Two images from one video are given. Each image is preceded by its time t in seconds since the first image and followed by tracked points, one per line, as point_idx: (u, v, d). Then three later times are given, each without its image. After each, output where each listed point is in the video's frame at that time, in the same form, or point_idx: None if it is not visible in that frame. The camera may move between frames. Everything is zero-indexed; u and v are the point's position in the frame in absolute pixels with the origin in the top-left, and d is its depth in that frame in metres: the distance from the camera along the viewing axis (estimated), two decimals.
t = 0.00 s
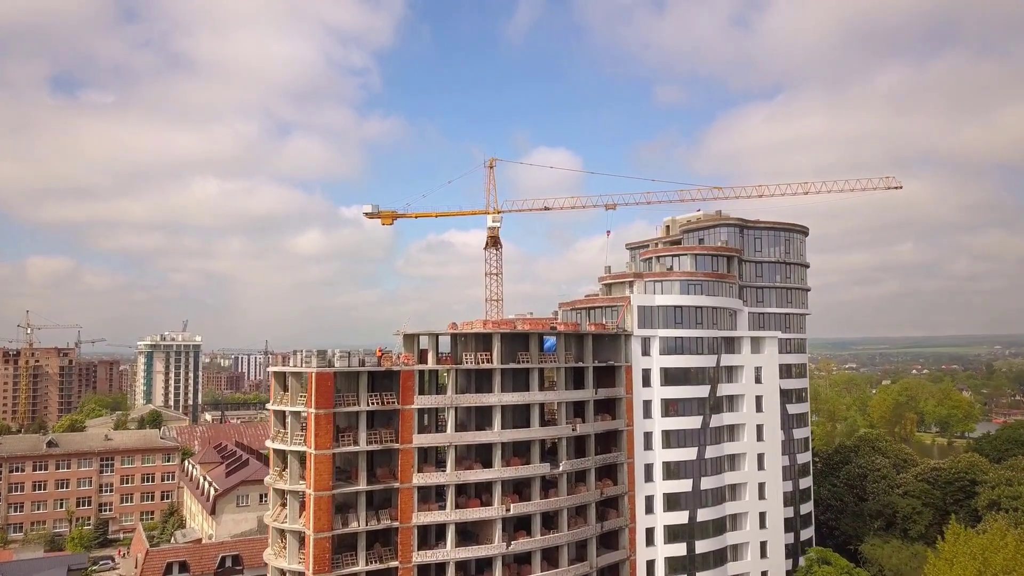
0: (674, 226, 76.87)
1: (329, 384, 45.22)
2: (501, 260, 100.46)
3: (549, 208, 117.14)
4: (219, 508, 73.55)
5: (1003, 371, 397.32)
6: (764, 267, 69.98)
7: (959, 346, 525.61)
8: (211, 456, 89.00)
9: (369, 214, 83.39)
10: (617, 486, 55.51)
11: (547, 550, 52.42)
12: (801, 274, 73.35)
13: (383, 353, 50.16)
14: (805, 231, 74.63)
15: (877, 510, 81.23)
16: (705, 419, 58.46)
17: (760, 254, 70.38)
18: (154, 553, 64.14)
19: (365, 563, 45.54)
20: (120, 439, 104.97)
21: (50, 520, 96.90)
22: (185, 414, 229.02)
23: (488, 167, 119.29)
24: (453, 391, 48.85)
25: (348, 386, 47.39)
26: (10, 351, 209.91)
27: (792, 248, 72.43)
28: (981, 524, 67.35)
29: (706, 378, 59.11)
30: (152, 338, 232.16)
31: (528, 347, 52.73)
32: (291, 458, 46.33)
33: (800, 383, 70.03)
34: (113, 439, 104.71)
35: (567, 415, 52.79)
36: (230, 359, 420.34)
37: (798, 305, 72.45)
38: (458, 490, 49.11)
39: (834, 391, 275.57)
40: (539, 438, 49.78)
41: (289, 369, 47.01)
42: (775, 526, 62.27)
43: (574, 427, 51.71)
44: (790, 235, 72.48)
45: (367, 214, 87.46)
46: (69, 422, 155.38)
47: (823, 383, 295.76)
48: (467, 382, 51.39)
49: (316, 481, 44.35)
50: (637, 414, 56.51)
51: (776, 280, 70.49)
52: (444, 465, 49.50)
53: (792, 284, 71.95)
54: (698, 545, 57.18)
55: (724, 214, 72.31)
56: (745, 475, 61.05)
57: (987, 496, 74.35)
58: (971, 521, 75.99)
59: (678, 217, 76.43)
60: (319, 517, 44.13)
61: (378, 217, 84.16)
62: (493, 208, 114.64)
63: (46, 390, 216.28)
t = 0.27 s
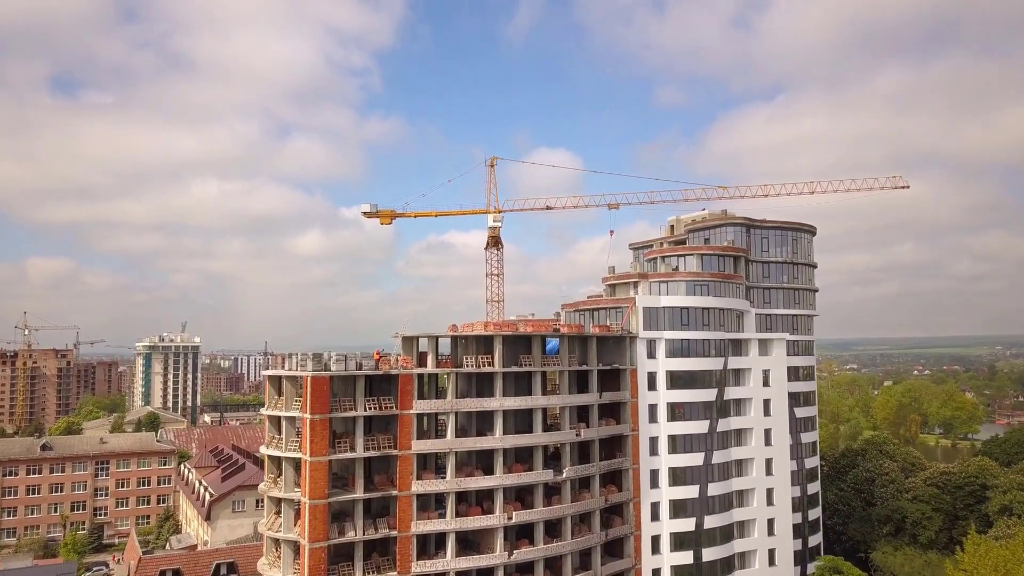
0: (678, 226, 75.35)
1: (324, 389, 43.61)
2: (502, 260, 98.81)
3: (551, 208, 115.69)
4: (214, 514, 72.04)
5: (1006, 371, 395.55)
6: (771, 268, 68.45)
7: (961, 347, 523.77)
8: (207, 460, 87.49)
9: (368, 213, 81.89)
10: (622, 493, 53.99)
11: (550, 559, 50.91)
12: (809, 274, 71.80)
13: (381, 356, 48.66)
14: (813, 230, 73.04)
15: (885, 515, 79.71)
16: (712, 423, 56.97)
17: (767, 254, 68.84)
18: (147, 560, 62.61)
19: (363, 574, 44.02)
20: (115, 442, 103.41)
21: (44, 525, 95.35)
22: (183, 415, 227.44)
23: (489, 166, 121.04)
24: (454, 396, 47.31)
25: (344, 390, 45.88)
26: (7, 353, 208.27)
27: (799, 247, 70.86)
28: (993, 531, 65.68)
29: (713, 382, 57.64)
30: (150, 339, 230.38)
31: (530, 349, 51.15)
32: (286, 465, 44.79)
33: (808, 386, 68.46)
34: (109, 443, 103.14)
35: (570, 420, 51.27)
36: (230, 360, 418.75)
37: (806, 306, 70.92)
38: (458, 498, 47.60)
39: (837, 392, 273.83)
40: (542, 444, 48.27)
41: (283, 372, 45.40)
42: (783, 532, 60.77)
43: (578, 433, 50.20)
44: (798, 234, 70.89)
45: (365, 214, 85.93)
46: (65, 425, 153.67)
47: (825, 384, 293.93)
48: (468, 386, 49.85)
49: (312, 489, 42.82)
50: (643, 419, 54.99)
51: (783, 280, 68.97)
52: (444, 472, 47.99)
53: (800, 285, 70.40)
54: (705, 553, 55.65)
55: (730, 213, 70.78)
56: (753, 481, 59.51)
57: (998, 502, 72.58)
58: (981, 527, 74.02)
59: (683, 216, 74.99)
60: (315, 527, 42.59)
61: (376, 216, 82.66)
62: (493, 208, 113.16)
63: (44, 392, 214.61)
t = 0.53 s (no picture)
0: (683, 226, 73.77)
1: (320, 395, 42.09)
2: (503, 260, 97.28)
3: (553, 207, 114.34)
4: (209, 520, 70.47)
5: (1008, 372, 393.74)
6: (778, 268, 66.86)
7: (963, 348, 521.90)
8: (202, 464, 85.91)
9: (366, 212, 80.31)
10: (628, 500, 52.39)
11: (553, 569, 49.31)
12: (817, 275, 70.23)
13: (379, 359, 47.10)
14: (821, 229, 71.47)
15: (894, 520, 78.11)
16: (719, 428, 55.39)
17: (774, 254, 67.28)
18: (139, 568, 61.00)
19: None
20: (110, 445, 101.91)
21: (37, 530, 93.84)
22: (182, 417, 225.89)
23: (488, 165, 122.48)
24: (453, 400, 45.70)
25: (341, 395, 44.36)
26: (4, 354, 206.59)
27: (807, 247, 69.29)
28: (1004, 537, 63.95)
29: (721, 385, 56.05)
30: (148, 340, 228.65)
31: (533, 352, 49.56)
32: (280, 472, 43.23)
33: (816, 389, 66.83)
34: (104, 446, 101.62)
35: (574, 425, 49.70)
36: (229, 361, 417.28)
37: (814, 307, 69.35)
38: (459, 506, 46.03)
39: (839, 393, 271.96)
40: (544, 450, 46.71)
41: (278, 377, 43.95)
42: (792, 540, 59.18)
43: (582, 439, 48.63)
44: (806, 234, 69.33)
45: (363, 213, 84.35)
46: (61, 427, 152.03)
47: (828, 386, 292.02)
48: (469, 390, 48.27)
49: (306, 497, 41.21)
50: (649, 424, 53.40)
51: (790, 281, 67.38)
52: (443, 479, 46.40)
53: (807, 285, 68.84)
54: (712, 562, 54.05)
55: (737, 213, 69.20)
56: (761, 487, 57.90)
57: (1010, 507, 70.74)
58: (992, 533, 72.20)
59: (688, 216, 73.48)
60: (309, 537, 41.02)
61: (374, 216, 81.07)
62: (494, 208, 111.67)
63: (42, 394, 213.00)
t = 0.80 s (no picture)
0: (687, 226, 72.40)
1: (315, 399, 40.71)
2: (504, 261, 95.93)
3: (554, 207, 113.04)
4: (204, 526, 69.07)
5: (1011, 373, 392.14)
6: (785, 269, 65.49)
7: (965, 348, 520.29)
8: (198, 468, 84.55)
9: (364, 211, 78.99)
10: (632, 507, 51.03)
11: None
12: (824, 275, 68.84)
13: (376, 363, 45.69)
14: (828, 229, 70.08)
15: (902, 525, 76.51)
16: (726, 433, 54.05)
17: (781, 254, 65.89)
18: None
19: None
20: (106, 448, 100.51)
21: (31, 535, 92.48)
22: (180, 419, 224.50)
23: (489, 165, 121.03)
24: (454, 405, 44.34)
25: (338, 400, 43.01)
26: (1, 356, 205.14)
27: (814, 247, 67.89)
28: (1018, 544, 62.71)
29: (727, 389, 54.69)
30: (147, 342, 227.18)
31: (535, 355, 48.17)
32: (275, 479, 41.84)
33: (824, 392, 65.45)
34: (99, 449, 100.22)
35: (578, 430, 48.35)
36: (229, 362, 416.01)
37: (821, 308, 67.97)
38: (459, 514, 44.66)
39: (841, 394, 270.39)
40: (547, 456, 45.37)
41: (272, 381, 42.49)
42: (800, 547, 57.80)
43: (585, 444, 47.30)
44: (813, 233, 67.95)
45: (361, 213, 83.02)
46: (58, 429, 150.66)
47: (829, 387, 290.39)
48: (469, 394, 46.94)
49: (301, 506, 39.82)
50: (654, 428, 52.06)
51: (798, 282, 66.03)
52: (443, 486, 45.04)
53: (815, 286, 67.49)
54: (719, 570, 52.66)
55: (742, 212, 67.81)
56: (769, 493, 56.53)
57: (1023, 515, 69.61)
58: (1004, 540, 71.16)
59: (692, 215, 72.14)
60: (304, 547, 39.60)
61: (372, 215, 79.74)
62: (494, 207, 110.34)
63: (39, 395, 211.59)
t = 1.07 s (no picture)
0: (693, 225, 70.92)
1: (309, 405, 39.17)
2: (505, 260, 94.15)
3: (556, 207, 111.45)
4: (198, 532, 67.44)
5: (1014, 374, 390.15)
6: (793, 269, 63.90)
7: (967, 349, 518.33)
8: (193, 473, 82.92)
9: (362, 210, 77.46)
10: (638, 515, 49.45)
11: None
12: (833, 276, 67.23)
13: (373, 366, 44.12)
14: (837, 228, 68.44)
15: (911, 530, 74.90)
16: (734, 438, 52.50)
17: (789, 254, 64.28)
18: None
19: None
20: (101, 452, 98.86)
21: (24, 540, 90.89)
22: (178, 421, 222.75)
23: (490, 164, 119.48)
24: (453, 411, 42.75)
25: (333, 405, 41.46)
26: None
27: (823, 247, 66.26)
28: None
29: (734, 393, 53.09)
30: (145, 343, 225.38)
31: (538, 358, 46.54)
32: (267, 488, 40.27)
33: (833, 396, 63.80)
34: (94, 453, 98.58)
35: (582, 436, 46.78)
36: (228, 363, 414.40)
37: (830, 310, 66.33)
38: (459, 523, 43.08)
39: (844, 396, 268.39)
40: (550, 463, 43.81)
41: (264, 386, 40.86)
42: (810, 555, 56.18)
43: (590, 451, 45.74)
44: (821, 233, 66.33)
45: (360, 212, 81.47)
46: (54, 432, 148.93)
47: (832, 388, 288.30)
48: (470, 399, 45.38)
49: (295, 516, 38.23)
50: (660, 434, 50.49)
51: (806, 283, 64.44)
52: (443, 495, 43.46)
53: (823, 287, 65.89)
54: None
55: (750, 211, 66.21)
56: (778, 500, 54.93)
57: None
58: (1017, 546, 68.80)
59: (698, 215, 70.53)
60: (297, 559, 38.01)
61: (371, 214, 78.21)
62: (495, 207, 108.78)
63: (36, 397, 209.87)
